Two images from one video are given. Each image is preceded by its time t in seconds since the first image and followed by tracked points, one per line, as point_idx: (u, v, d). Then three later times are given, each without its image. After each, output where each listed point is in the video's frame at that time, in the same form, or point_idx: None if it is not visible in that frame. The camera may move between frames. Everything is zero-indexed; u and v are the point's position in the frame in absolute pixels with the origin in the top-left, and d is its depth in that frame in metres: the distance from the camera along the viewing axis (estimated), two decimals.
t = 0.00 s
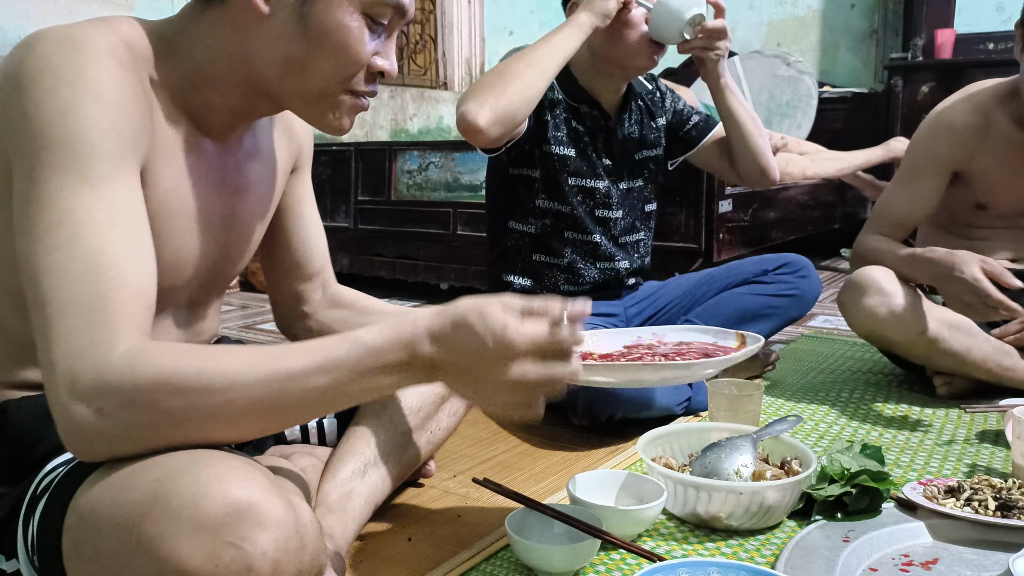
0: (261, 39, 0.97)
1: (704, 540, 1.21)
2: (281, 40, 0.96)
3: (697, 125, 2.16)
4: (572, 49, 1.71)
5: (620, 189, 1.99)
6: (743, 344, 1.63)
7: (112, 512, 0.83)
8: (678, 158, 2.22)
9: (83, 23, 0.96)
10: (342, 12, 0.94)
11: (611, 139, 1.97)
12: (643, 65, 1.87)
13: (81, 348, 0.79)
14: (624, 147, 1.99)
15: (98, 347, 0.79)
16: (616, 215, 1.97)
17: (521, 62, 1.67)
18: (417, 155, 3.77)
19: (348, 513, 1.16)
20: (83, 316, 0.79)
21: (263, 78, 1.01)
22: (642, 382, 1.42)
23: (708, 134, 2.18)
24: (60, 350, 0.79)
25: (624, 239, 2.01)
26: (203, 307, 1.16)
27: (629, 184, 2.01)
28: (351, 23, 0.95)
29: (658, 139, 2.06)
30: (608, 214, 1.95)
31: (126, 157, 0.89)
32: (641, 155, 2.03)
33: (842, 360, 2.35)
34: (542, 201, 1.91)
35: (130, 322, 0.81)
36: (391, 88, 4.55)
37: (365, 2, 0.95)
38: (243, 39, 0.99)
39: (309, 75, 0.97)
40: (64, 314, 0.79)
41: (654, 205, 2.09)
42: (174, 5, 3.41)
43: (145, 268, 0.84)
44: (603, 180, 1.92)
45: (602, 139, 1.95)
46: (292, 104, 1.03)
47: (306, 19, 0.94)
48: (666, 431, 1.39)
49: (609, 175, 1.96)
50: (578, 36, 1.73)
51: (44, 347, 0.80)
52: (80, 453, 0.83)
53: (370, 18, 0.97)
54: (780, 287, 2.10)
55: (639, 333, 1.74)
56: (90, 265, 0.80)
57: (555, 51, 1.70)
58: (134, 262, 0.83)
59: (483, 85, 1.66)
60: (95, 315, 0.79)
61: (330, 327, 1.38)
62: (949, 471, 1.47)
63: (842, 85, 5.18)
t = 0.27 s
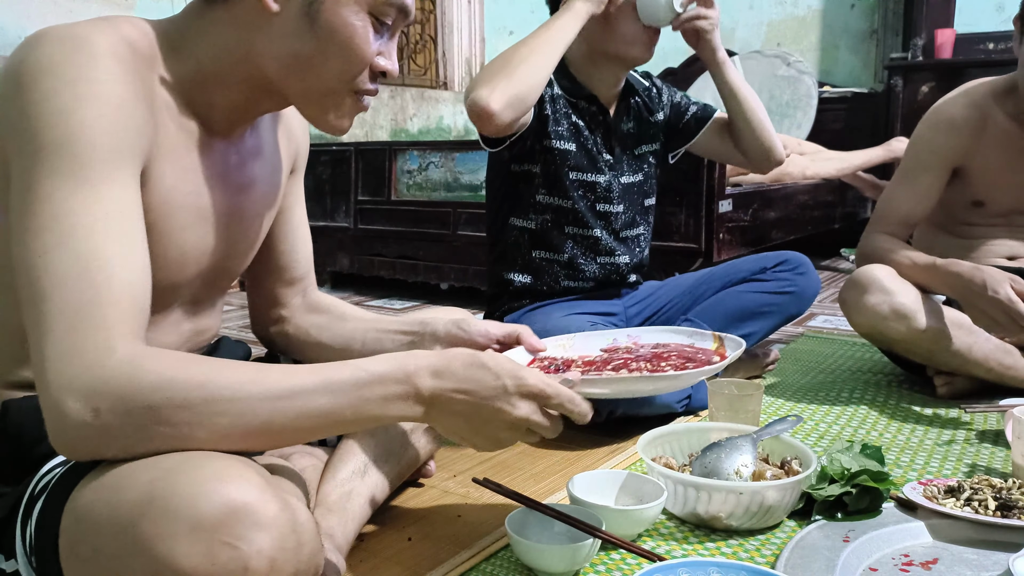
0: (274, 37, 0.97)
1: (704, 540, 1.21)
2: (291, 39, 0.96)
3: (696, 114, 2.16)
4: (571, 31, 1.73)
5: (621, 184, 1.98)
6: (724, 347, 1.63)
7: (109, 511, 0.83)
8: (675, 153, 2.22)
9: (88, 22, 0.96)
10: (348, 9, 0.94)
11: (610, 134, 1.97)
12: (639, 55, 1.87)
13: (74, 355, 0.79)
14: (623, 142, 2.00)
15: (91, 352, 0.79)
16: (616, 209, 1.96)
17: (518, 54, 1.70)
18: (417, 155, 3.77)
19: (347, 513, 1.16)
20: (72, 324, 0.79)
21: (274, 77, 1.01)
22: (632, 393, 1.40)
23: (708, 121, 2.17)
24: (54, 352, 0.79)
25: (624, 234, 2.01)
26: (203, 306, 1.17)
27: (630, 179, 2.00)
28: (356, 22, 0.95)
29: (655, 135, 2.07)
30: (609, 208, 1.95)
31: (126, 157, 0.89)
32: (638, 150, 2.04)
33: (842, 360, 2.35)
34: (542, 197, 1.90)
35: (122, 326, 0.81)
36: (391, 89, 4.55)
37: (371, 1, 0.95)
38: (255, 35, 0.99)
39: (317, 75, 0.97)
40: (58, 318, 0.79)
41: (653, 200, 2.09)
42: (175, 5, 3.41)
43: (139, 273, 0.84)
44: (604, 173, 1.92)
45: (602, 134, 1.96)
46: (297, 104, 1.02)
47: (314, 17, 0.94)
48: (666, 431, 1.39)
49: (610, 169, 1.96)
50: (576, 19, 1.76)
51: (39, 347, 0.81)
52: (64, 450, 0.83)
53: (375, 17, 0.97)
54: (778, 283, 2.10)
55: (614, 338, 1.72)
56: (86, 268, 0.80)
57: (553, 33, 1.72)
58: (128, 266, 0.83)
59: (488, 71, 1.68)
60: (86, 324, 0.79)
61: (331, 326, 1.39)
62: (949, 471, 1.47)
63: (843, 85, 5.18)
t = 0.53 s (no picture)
0: (281, 37, 0.97)
1: (704, 540, 1.21)
2: (295, 41, 0.96)
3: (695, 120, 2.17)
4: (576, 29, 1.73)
5: (621, 183, 1.98)
6: (714, 371, 1.70)
7: (112, 512, 0.83)
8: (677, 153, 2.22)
9: (97, 23, 0.96)
10: (353, 15, 0.94)
11: (611, 132, 1.97)
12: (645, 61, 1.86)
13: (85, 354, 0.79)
14: (623, 141, 1.99)
15: (104, 353, 0.79)
16: (617, 208, 1.97)
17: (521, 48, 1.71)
18: (417, 155, 3.77)
19: (349, 512, 1.16)
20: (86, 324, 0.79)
21: (275, 75, 1.00)
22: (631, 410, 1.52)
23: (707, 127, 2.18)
24: (66, 352, 0.79)
25: (624, 234, 2.01)
26: (205, 307, 1.17)
27: (630, 178, 2.01)
28: (362, 27, 0.95)
29: (656, 136, 2.07)
30: (609, 207, 1.95)
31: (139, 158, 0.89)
32: (639, 150, 2.04)
33: (842, 360, 2.35)
34: (543, 195, 1.90)
35: (135, 327, 0.81)
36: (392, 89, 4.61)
37: (377, 6, 0.95)
38: (256, 35, 0.99)
39: (318, 77, 0.97)
40: (71, 318, 0.79)
41: (652, 200, 2.10)
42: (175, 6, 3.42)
43: (151, 274, 0.84)
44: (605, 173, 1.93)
45: (603, 132, 1.95)
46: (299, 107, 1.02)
47: (320, 19, 0.94)
48: (666, 431, 1.39)
49: (611, 168, 1.96)
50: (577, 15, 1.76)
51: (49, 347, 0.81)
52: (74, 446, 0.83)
53: (382, 24, 0.97)
54: (778, 281, 2.10)
55: (602, 358, 1.77)
56: (98, 269, 0.80)
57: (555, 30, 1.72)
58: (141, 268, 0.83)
59: (493, 70, 1.68)
60: (99, 325, 0.79)
61: (332, 326, 1.39)
62: (949, 471, 1.47)
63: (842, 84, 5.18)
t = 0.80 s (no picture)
0: (280, 40, 0.97)
1: (704, 539, 1.21)
2: (296, 42, 0.96)
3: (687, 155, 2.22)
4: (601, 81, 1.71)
5: (623, 190, 1.96)
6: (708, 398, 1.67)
7: (112, 512, 0.83)
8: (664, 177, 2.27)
9: (102, 23, 0.97)
10: (356, 19, 0.94)
11: (616, 137, 1.95)
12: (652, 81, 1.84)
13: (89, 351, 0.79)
14: (628, 148, 1.97)
15: (110, 350, 0.79)
16: (619, 214, 1.95)
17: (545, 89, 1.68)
18: (417, 155, 3.77)
19: (349, 513, 1.16)
20: (90, 322, 0.79)
21: (274, 75, 1.00)
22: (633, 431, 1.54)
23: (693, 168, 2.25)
24: (71, 348, 0.79)
25: (626, 241, 2.00)
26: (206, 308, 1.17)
27: (632, 185, 1.99)
28: (365, 32, 0.95)
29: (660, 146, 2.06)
30: (610, 213, 1.93)
31: (143, 159, 0.88)
32: (644, 157, 2.02)
33: (842, 360, 2.35)
34: (546, 201, 1.90)
35: (139, 324, 0.81)
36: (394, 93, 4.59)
37: (381, 13, 0.95)
38: (259, 37, 0.98)
39: (321, 80, 0.97)
40: (76, 315, 0.79)
41: (654, 208, 2.07)
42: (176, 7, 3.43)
43: (155, 272, 0.83)
44: (606, 180, 1.90)
45: (607, 137, 1.94)
46: (301, 109, 1.02)
47: (324, 22, 0.94)
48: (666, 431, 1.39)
49: (613, 174, 1.94)
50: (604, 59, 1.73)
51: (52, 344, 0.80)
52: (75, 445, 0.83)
53: (384, 29, 0.97)
54: (779, 284, 2.10)
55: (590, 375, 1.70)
56: (102, 266, 0.80)
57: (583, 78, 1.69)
58: (145, 267, 0.82)
59: (502, 101, 1.71)
60: (104, 323, 0.79)
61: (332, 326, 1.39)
62: (949, 470, 1.47)
63: (842, 84, 5.18)
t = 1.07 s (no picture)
0: (287, 43, 0.97)
1: (704, 539, 1.21)
2: (304, 45, 0.96)
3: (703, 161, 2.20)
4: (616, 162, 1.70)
5: (630, 198, 1.99)
6: (687, 364, 1.78)
7: (113, 512, 0.83)
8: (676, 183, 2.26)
9: (113, 23, 0.97)
10: (362, 24, 0.94)
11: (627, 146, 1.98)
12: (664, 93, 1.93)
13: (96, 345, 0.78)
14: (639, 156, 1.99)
15: (116, 344, 0.78)
16: (622, 219, 1.98)
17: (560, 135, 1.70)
18: (417, 155, 3.77)
19: (349, 513, 1.16)
20: (98, 318, 0.78)
21: (281, 77, 1.01)
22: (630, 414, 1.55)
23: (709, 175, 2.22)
24: (76, 343, 0.78)
25: (629, 249, 2.02)
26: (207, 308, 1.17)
27: (641, 193, 2.01)
28: (369, 36, 0.94)
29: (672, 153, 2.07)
30: (614, 222, 1.96)
31: (148, 158, 0.89)
32: (655, 164, 2.04)
33: (842, 360, 2.35)
34: (552, 209, 1.92)
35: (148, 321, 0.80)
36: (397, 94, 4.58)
37: (386, 18, 0.95)
38: (269, 39, 0.99)
39: (325, 83, 0.97)
40: (84, 307, 0.78)
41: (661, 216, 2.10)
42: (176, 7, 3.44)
43: (161, 267, 0.83)
44: (612, 190, 1.94)
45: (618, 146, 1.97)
46: (305, 110, 1.02)
47: (330, 26, 0.94)
48: (666, 431, 1.39)
49: (621, 184, 1.97)
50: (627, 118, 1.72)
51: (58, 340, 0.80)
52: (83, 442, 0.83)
53: (390, 34, 0.96)
54: (781, 286, 2.09)
55: (572, 358, 1.75)
56: (109, 258, 0.80)
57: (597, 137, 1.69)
58: (151, 261, 0.82)
59: (518, 137, 1.74)
60: (110, 321, 0.78)
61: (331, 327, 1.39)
62: (949, 470, 1.47)
63: (843, 84, 5.18)
